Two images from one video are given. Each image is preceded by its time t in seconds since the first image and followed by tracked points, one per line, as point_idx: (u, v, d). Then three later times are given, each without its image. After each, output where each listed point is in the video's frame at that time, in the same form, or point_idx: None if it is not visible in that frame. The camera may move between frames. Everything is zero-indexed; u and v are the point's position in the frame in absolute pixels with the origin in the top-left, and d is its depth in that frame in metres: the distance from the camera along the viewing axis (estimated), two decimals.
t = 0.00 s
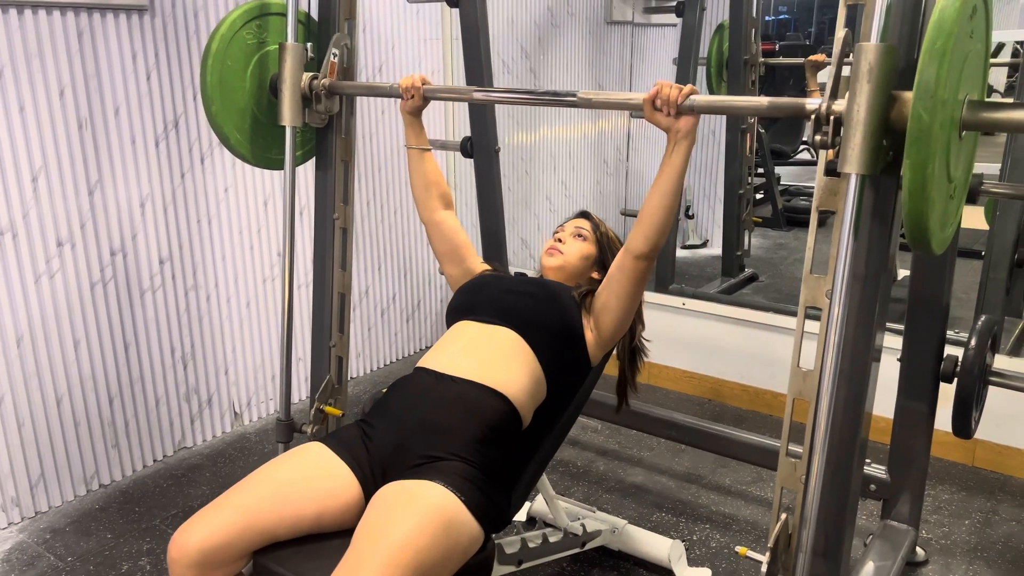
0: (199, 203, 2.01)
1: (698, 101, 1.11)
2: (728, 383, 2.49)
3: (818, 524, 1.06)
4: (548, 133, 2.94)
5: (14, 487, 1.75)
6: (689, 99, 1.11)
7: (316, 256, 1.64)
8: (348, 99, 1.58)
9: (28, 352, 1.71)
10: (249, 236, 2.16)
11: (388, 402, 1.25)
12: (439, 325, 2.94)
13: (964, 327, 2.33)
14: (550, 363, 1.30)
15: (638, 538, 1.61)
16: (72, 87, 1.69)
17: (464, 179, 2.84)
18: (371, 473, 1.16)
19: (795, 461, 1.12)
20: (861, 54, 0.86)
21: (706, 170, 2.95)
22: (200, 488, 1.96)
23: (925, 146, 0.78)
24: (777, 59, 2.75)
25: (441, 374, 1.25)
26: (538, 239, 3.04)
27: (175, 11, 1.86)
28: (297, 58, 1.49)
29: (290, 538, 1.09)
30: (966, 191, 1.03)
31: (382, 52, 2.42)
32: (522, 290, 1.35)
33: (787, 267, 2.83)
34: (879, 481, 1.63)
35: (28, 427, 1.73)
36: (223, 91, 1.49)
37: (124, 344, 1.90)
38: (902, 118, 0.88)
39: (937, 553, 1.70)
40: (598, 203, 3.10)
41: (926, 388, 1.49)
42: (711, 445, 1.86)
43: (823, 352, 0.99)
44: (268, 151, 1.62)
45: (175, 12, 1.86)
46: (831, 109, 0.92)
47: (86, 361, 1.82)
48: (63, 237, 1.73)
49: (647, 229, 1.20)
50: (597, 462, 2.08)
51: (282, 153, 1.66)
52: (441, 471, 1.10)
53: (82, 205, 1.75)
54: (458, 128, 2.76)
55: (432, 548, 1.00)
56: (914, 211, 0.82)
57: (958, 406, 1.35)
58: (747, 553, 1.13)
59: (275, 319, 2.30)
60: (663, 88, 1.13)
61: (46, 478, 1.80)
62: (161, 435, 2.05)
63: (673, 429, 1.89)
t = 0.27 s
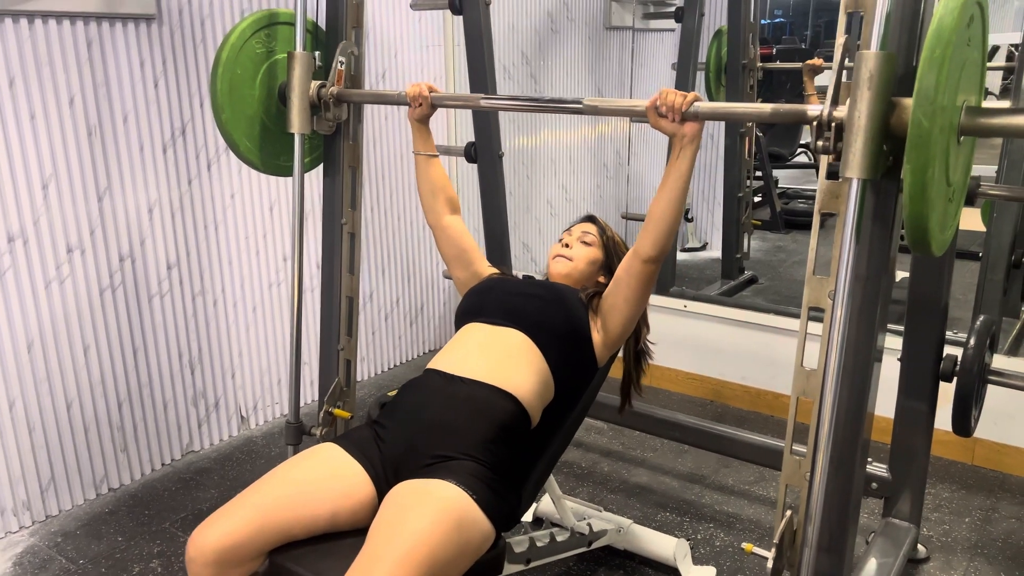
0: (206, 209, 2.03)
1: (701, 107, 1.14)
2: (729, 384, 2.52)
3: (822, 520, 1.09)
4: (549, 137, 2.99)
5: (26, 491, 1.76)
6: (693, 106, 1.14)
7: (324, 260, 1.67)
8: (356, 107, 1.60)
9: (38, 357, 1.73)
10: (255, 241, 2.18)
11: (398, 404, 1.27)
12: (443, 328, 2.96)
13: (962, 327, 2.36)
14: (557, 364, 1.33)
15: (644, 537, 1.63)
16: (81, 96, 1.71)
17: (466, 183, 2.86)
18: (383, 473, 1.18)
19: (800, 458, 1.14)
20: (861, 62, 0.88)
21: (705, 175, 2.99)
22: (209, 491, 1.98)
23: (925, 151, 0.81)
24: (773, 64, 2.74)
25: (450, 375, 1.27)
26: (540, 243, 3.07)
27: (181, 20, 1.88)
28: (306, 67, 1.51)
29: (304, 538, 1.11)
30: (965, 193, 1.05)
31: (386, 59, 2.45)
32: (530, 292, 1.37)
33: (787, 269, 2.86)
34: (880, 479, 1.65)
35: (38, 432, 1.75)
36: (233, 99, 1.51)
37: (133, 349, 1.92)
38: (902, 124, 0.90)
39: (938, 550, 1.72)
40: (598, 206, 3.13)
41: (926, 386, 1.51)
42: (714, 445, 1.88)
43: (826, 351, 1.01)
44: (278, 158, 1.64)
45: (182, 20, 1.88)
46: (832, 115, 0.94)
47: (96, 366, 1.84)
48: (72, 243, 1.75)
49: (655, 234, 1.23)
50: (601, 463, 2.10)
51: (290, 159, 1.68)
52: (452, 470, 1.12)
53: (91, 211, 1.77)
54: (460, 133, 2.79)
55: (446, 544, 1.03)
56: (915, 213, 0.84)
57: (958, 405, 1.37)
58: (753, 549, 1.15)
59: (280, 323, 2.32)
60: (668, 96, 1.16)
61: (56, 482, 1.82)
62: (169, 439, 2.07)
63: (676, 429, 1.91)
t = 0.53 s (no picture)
0: (211, 216, 2.05)
1: (704, 121, 1.16)
2: (728, 386, 2.54)
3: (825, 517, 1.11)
4: (546, 144, 2.99)
5: (33, 496, 1.78)
6: (696, 120, 1.17)
7: (330, 266, 1.69)
8: (361, 120, 1.63)
9: (46, 363, 1.74)
10: (259, 247, 2.20)
11: (407, 406, 1.29)
12: (443, 333, 2.98)
13: (957, 329, 2.39)
14: (562, 365, 1.35)
15: (646, 538, 1.65)
16: (88, 104, 1.72)
17: (466, 190, 2.89)
18: (393, 473, 1.20)
19: (802, 457, 1.16)
20: (859, 78, 0.91)
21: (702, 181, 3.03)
22: (214, 495, 1.99)
23: (922, 165, 0.83)
24: (768, 72, 2.81)
25: (458, 376, 1.29)
26: (539, 248, 3.09)
27: (187, 30, 1.90)
28: (312, 82, 1.53)
29: (316, 538, 1.13)
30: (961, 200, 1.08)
31: (387, 68, 2.48)
32: (536, 295, 1.40)
33: (783, 273, 2.89)
34: (879, 479, 1.67)
35: (45, 437, 1.76)
36: (241, 112, 1.54)
37: (138, 354, 1.93)
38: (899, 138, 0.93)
39: (936, 549, 1.75)
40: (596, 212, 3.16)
41: (923, 386, 1.54)
42: (715, 446, 1.90)
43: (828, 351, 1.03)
44: (284, 170, 1.66)
45: (187, 29, 1.90)
46: (830, 131, 0.97)
47: (102, 372, 1.85)
48: (79, 250, 1.76)
49: (667, 243, 1.25)
50: (602, 465, 2.12)
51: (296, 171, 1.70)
52: (461, 470, 1.14)
53: (98, 218, 1.79)
54: (460, 141, 2.82)
55: (456, 544, 1.04)
56: (913, 224, 0.87)
57: (955, 404, 1.40)
58: (757, 546, 1.17)
59: (284, 329, 2.33)
60: (671, 110, 1.18)
61: (63, 487, 1.83)
62: (173, 444, 2.08)
63: (677, 432, 1.93)
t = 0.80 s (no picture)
0: (213, 223, 2.06)
1: (704, 135, 1.18)
2: (725, 391, 2.56)
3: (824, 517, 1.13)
4: (545, 150, 3.01)
5: (35, 503, 1.78)
6: (696, 133, 1.19)
7: (332, 272, 1.70)
8: (364, 133, 1.65)
9: (49, 370, 1.75)
10: (260, 255, 2.21)
11: (411, 410, 1.30)
12: (442, 339, 3.00)
13: (951, 334, 2.42)
14: (564, 368, 1.37)
15: (646, 540, 1.67)
16: (92, 112, 1.73)
17: (464, 198, 2.91)
18: (398, 476, 1.21)
19: (802, 458, 1.18)
20: (855, 94, 0.94)
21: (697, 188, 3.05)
22: (216, 501, 2.00)
23: (917, 179, 0.86)
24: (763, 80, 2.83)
25: (462, 379, 1.31)
26: (536, 254, 3.11)
27: (190, 40, 1.91)
28: (316, 95, 1.55)
29: (323, 540, 1.14)
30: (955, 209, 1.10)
31: (386, 77, 2.50)
32: (539, 298, 1.42)
33: (779, 279, 2.91)
34: (876, 481, 1.68)
35: (47, 444, 1.77)
36: (244, 125, 1.55)
37: (140, 361, 1.94)
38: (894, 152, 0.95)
39: (933, 550, 1.77)
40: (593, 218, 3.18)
41: (920, 390, 1.56)
42: (714, 450, 1.92)
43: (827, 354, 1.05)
44: (286, 182, 1.68)
45: (190, 38, 1.90)
46: (827, 146, 0.99)
47: (104, 378, 1.86)
48: (82, 257, 1.77)
49: (672, 254, 1.28)
50: (601, 469, 2.14)
51: (298, 184, 1.71)
52: (466, 472, 1.16)
53: (101, 225, 1.80)
54: (458, 148, 2.84)
55: (463, 545, 1.06)
56: (910, 236, 0.89)
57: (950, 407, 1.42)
58: (757, 547, 1.18)
59: (284, 335, 2.34)
60: (671, 125, 1.20)
61: (65, 493, 1.84)
62: (174, 450, 2.09)
63: (675, 435, 1.95)
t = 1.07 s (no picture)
0: (211, 230, 2.06)
1: (700, 145, 1.20)
2: (719, 397, 2.58)
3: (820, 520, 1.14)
4: (538, 158, 3.05)
5: (32, 509, 1.78)
6: (693, 141, 1.21)
7: (331, 278, 1.71)
8: (363, 141, 1.66)
9: (47, 376, 1.75)
10: (257, 261, 2.21)
11: (411, 414, 1.31)
12: (437, 345, 3.01)
13: (943, 340, 2.45)
14: (563, 373, 1.38)
15: (644, 544, 1.68)
16: (91, 119, 1.74)
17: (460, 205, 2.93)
18: (399, 479, 1.22)
19: (797, 461, 1.19)
20: (849, 104, 0.95)
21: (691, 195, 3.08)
22: (213, 507, 2.00)
23: (910, 188, 0.87)
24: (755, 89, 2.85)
25: (462, 384, 1.32)
26: (531, 261, 3.13)
27: (189, 48, 1.92)
28: (315, 103, 1.56)
29: (325, 543, 1.15)
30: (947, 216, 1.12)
31: (383, 85, 2.52)
32: (539, 305, 1.43)
33: (772, 285, 2.94)
34: (870, 485, 1.69)
35: (45, 450, 1.77)
36: (244, 133, 1.57)
37: (138, 367, 1.94)
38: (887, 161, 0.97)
39: (926, 553, 1.79)
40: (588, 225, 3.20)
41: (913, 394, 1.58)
42: (709, 455, 1.93)
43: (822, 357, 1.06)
44: (285, 190, 1.69)
45: (188, 46, 1.91)
46: (822, 154, 1.02)
47: (101, 384, 1.86)
48: (81, 263, 1.77)
49: (661, 262, 1.29)
50: (598, 474, 2.15)
51: (298, 192, 1.73)
52: (466, 475, 1.17)
53: (100, 231, 1.80)
54: (454, 156, 2.86)
55: (463, 544, 1.07)
56: (903, 243, 0.91)
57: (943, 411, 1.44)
58: (754, 549, 1.19)
59: (282, 342, 2.34)
60: (669, 130, 1.23)
61: (62, 499, 1.84)
62: (172, 456, 2.09)
63: (671, 440, 1.96)
